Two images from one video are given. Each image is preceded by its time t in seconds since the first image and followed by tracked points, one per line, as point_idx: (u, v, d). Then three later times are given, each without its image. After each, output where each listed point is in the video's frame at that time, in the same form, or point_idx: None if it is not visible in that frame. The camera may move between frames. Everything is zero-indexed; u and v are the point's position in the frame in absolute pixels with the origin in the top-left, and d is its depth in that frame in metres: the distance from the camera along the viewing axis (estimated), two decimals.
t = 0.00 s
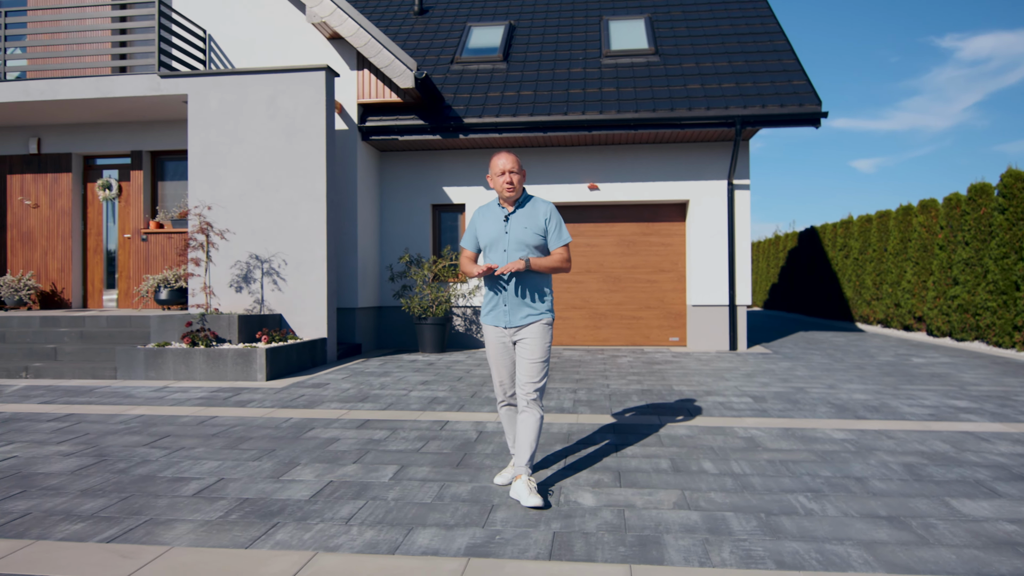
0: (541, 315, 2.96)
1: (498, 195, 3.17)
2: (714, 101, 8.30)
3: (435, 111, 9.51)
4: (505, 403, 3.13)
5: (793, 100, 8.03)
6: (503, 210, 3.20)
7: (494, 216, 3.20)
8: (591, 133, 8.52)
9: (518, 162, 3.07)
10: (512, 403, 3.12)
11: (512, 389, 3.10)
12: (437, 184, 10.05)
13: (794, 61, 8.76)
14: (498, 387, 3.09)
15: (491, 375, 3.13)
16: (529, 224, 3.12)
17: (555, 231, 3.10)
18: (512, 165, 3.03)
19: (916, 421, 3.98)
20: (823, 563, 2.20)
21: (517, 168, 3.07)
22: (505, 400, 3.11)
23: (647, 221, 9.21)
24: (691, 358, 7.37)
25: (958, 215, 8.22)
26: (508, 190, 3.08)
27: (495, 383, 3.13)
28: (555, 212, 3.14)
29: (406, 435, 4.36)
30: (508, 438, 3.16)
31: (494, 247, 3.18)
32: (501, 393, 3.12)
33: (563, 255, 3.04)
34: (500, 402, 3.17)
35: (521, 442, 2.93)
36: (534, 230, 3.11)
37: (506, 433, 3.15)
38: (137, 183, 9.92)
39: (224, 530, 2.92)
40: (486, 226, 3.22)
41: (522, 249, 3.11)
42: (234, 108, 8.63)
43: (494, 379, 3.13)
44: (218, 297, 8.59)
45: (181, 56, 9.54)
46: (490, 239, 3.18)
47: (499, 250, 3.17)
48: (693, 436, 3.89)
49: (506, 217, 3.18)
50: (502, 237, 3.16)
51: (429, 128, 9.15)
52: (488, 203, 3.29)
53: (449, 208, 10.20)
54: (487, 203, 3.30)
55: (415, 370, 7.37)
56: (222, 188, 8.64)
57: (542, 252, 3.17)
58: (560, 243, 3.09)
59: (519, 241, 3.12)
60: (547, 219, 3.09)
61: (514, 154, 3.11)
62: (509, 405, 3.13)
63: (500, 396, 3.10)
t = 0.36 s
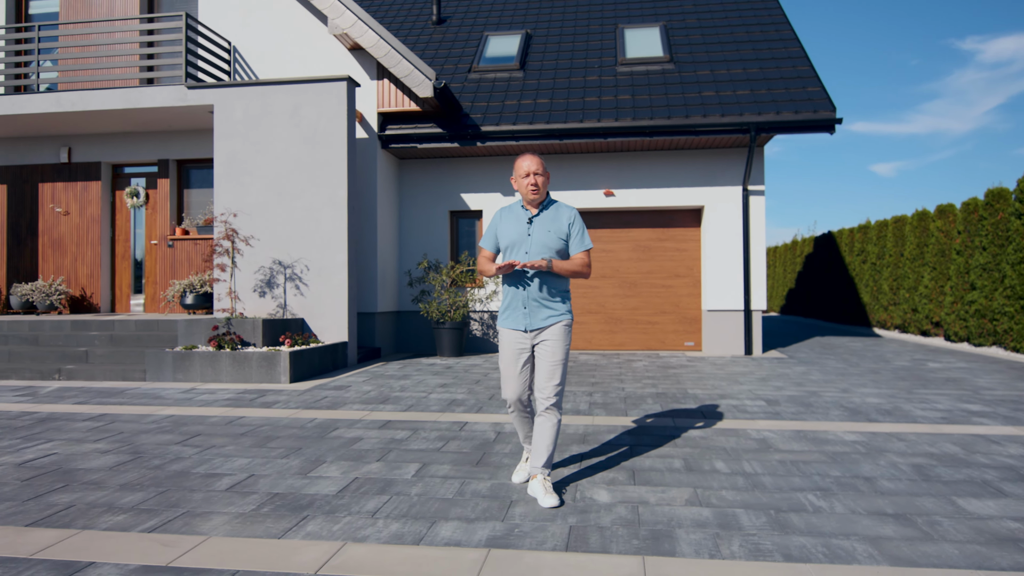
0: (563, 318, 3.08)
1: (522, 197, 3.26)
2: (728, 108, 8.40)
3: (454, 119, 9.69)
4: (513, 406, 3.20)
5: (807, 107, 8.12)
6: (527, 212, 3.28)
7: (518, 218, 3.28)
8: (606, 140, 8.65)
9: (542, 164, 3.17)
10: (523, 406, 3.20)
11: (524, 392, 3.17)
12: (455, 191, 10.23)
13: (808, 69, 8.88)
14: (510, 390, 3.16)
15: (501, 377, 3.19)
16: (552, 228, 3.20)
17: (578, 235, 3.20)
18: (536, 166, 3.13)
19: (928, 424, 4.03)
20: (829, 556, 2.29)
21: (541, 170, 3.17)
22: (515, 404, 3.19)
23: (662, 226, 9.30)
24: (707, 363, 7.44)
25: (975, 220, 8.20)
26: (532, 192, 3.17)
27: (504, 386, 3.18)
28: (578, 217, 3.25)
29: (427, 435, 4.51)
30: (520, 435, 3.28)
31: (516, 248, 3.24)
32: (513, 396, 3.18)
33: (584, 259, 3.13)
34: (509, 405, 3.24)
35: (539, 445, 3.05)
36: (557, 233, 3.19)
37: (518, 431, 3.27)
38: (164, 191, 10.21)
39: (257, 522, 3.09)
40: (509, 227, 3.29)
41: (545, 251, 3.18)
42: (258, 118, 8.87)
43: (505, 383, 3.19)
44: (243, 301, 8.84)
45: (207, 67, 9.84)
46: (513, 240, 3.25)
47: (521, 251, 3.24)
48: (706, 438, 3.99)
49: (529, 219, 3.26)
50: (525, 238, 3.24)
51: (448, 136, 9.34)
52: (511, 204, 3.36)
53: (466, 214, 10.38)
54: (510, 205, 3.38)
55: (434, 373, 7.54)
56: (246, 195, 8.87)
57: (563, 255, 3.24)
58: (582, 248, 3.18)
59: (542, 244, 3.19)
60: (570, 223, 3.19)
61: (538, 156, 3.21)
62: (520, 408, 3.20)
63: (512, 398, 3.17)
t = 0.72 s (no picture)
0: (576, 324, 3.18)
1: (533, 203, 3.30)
2: (741, 114, 8.45)
3: (468, 127, 9.83)
4: (508, 409, 3.18)
5: (819, 112, 8.17)
6: (540, 218, 3.30)
7: (530, 223, 3.29)
8: (619, 147, 8.73)
9: (550, 169, 3.22)
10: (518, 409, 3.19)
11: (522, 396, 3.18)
12: (469, 197, 10.37)
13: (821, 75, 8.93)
14: (511, 392, 3.17)
15: (505, 379, 3.20)
16: (566, 234, 3.24)
17: (593, 241, 3.24)
18: (543, 171, 3.18)
19: (939, 429, 4.05)
20: (834, 555, 2.34)
21: (549, 176, 3.21)
22: (510, 407, 3.18)
23: (675, 232, 9.34)
24: (719, 367, 7.47)
25: (991, 224, 8.15)
26: (542, 198, 3.21)
27: (506, 388, 3.19)
28: (591, 222, 3.29)
29: (442, 437, 4.61)
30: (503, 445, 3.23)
31: (530, 254, 3.26)
32: (513, 398, 3.18)
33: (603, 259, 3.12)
34: (502, 407, 3.22)
35: (549, 449, 3.14)
36: (572, 239, 3.23)
37: (504, 441, 3.20)
38: (185, 198, 10.45)
39: (279, 518, 3.20)
40: (521, 233, 3.29)
41: (560, 257, 3.22)
42: (277, 126, 9.06)
43: (508, 382, 3.19)
44: (262, 306, 9.02)
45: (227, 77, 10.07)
46: (527, 246, 3.26)
47: (536, 257, 3.25)
48: (717, 441, 4.04)
49: (543, 225, 3.28)
50: (540, 244, 3.25)
51: (462, 143, 9.48)
52: (521, 209, 3.37)
53: (480, 220, 10.50)
54: (520, 209, 3.39)
55: (449, 377, 7.64)
56: (265, 202, 9.07)
57: (577, 261, 3.28)
58: (599, 251, 3.20)
59: (557, 250, 3.22)
60: (585, 229, 3.23)
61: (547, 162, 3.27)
62: (515, 412, 3.19)
63: (511, 400, 3.17)
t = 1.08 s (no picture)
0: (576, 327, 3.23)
1: (528, 208, 3.34)
2: (751, 120, 8.48)
3: (478, 133, 9.95)
4: (512, 416, 3.20)
5: (830, 117, 8.18)
6: (536, 222, 3.34)
7: (527, 227, 3.32)
8: (630, 153, 8.79)
9: (547, 175, 3.27)
10: (523, 416, 3.21)
11: (525, 403, 3.21)
12: (481, 202, 10.47)
13: (832, 80, 8.95)
14: (514, 399, 3.20)
15: (507, 385, 3.22)
16: (564, 237, 3.29)
17: (588, 244, 3.33)
18: (540, 177, 3.23)
19: (949, 433, 4.06)
20: (837, 555, 2.38)
21: (545, 181, 3.27)
22: (515, 414, 3.19)
23: (686, 237, 9.36)
24: (730, 372, 7.47)
25: (1006, 229, 8.09)
26: (538, 202, 3.27)
27: (509, 394, 3.22)
28: (586, 225, 3.37)
29: (453, 439, 4.69)
30: (508, 455, 3.21)
31: (529, 258, 3.28)
32: (517, 404, 3.21)
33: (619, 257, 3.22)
34: (506, 415, 3.24)
35: (554, 452, 3.18)
36: (569, 242, 3.29)
37: (508, 450, 3.19)
38: (202, 205, 10.65)
39: (293, 517, 3.29)
40: (519, 237, 3.31)
41: (559, 260, 3.26)
42: (292, 133, 9.22)
43: (512, 389, 3.21)
44: (277, 310, 9.16)
45: (244, 86, 10.25)
46: (526, 250, 3.28)
47: (535, 261, 3.27)
48: (724, 444, 4.08)
49: (539, 229, 3.32)
50: (538, 247, 3.28)
51: (474, 149, 9.60)
52: (515, 215, 3.40)
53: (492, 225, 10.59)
54: (514, 214, 3.42)
55: (461, 381, 7.71)
56: (280, 208, 9.22)
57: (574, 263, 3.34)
58: (595, 253, 3.34)
59: (556, 253, 3.27)
60: (581, 231, 3.30)
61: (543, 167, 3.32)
62: (521, 419, 3.20)
63: (514, 408, 3.20)
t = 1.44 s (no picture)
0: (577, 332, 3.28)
1: (526, 215, 3.37)
2: (761, 126, 8.49)
3: (488, 140, 10.03)
4: (517, 422, 3.23)
5: (840, 123, 8.17)
6: (534, 229, 3.37)
7: (526, 234, 3.35)
8: (639, 159, 8.82)
9: (542, 181, 3.30)
10: (527, 421, 3.25)
11: (529, 409, 3.24)
12: (491, 208, 10.54)
13: (843, 85, 8.93)
14: (518, 405, 3.23)
15: (510, 392, 3.25)
16: (563, 243, 3.33)
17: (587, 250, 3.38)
18: (535, 183, 3.26)
19: (959, 439, 4.04)
20: (841, 561, 2.39)
21: (541, 187, 3.30)
22: (519, 420, 3.22)
23: (696, 242, 9.36)
24: (740, 378, 7.45)
25: (1021, 234, 8.03)
26: (535, 209, 3.30)
27: (512, 400, 3.25)
28: (584, 232, 3.42)
29: (462, 444, 4.73)
30: (513, 460, 3.24)
31: (529, 264, 3.32)
32: (521, 410, 3.24)
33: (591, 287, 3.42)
34: (510, 421, 3.27)
35: (559, 457, 3.22)
36: (568, 248, 3.34)
37: (514, 456, 3.23)
38: (216, 212, 10.80)
39: (304, 520, 3.35)
40: (518, 244, 3.35)
41: (558, 266, 3.31)
42: (304, 141, 9.34)
43: (515, 396, 3.24)
44: (289, 316, 9.27)
45: (257, 94, 10.40)
46: (525, 257, 3.32)
47: (535, 268, 3.32)
48: (732, 450, 4.09)
49: (538, 236, 3.36)
50: (538, 254, 3.32)
51: (485, 156, 9.68)
52: (514, 222, 3.43)
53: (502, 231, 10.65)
54: (512, 222, 3.45)
55: (471, 386, 7.75)
56: (293, 215, 9.34)
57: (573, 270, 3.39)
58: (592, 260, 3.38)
59: (556, 260, 3.32)
60: (580, 238, 3.36)
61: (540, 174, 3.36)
62: (525, 424, 3.24)
63: (518, 414, 3.22)
